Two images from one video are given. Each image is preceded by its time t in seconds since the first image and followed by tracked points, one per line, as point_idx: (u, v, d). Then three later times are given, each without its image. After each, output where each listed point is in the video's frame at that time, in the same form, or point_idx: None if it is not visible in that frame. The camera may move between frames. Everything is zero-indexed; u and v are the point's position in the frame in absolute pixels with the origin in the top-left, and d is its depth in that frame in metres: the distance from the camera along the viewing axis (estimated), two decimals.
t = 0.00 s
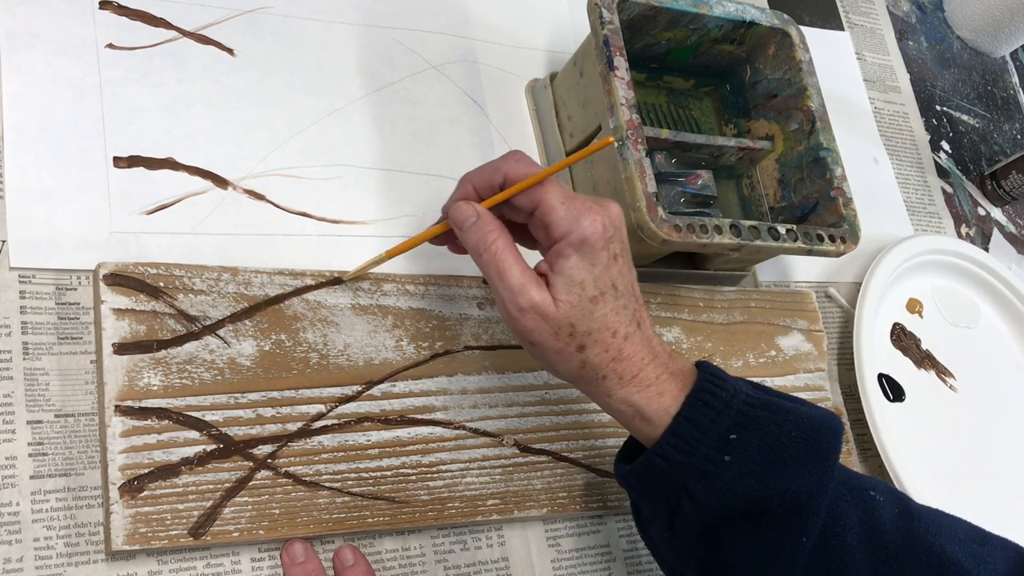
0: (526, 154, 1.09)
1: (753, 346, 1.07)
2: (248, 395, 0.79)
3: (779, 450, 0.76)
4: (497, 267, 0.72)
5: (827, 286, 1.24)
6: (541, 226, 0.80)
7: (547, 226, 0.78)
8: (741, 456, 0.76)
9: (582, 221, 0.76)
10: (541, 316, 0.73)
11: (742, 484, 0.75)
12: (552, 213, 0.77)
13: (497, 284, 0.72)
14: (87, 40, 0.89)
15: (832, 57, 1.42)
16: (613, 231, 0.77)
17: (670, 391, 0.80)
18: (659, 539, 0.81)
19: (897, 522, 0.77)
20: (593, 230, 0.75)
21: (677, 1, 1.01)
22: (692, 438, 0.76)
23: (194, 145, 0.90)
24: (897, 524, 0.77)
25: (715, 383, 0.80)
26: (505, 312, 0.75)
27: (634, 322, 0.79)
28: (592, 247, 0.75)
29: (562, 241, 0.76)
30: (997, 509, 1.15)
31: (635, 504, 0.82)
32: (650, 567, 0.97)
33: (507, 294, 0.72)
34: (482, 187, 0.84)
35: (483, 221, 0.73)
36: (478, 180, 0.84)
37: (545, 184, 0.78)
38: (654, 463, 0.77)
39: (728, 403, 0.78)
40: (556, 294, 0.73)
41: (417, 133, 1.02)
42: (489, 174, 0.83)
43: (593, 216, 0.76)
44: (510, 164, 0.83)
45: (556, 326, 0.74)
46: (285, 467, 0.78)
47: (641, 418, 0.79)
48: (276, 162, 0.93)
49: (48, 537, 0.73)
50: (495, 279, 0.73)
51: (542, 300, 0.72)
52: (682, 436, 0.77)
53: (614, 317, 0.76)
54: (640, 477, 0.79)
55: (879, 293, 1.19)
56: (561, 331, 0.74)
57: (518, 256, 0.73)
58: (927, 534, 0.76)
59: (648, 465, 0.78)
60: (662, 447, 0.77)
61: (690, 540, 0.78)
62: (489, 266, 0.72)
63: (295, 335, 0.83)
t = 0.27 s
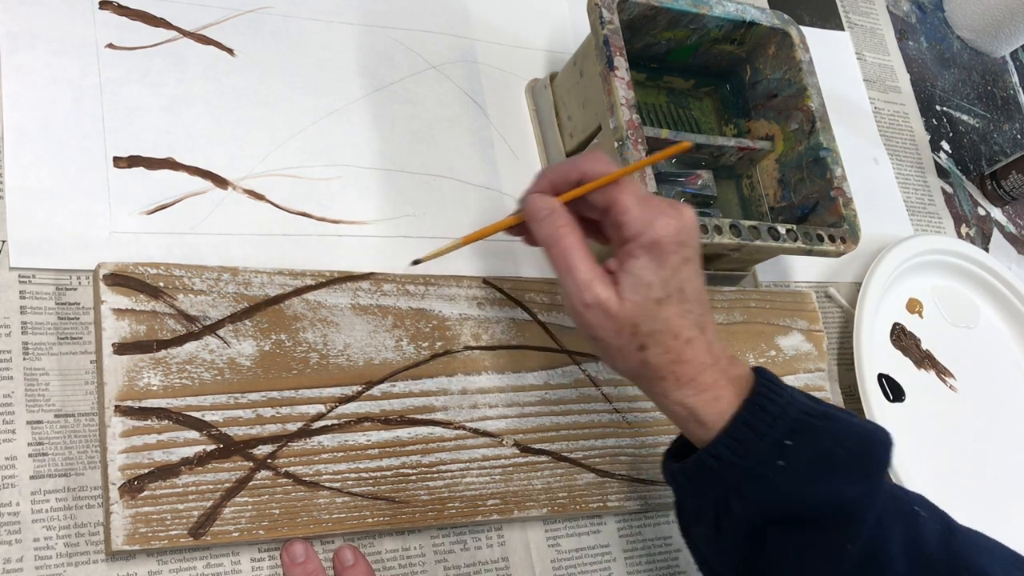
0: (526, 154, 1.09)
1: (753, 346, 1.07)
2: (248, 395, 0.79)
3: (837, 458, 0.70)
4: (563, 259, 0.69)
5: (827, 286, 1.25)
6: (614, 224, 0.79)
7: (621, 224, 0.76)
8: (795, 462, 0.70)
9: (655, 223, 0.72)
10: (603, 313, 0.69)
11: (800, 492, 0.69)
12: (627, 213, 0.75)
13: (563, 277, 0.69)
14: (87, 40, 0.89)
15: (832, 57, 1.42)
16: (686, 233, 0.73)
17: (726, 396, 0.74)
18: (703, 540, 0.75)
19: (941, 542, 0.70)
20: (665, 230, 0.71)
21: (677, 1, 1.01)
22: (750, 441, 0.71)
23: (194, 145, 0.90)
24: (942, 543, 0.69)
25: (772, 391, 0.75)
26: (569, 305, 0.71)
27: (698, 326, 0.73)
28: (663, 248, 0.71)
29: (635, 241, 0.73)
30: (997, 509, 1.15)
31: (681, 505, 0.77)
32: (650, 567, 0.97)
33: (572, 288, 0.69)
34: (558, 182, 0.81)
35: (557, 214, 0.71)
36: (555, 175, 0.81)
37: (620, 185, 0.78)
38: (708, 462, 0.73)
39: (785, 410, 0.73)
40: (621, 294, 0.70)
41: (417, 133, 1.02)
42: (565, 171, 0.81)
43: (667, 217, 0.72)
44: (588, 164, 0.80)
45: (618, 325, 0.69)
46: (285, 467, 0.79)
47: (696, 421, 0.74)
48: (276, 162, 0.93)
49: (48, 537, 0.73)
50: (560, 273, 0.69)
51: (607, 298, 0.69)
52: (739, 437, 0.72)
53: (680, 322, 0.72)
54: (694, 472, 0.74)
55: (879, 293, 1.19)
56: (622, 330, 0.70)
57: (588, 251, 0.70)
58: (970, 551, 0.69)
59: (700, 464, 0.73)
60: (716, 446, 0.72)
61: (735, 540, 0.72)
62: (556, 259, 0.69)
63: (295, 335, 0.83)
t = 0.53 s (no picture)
0: (526, 153, 1.09)
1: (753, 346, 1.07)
2: (248, 395, 0.79)
3: (901, 515, 0.81)
4: (651, 315, 0.80)
5: (827, 286, 1.25)
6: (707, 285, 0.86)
7: (716, 285, 0.84)
8: (863, 515, 0.81)
9: (754, 284, 0.81)
10: (686, 363, 0.81)
11: (855, 542, 0.80)
12: (722, 274, 0.83)
13: (649, 329, 0.80)
14: (87, 40, 0.89)
15: (832, 57, 1.42)
16: (779, 296, 0.83)
17: (797, 452, 0.86)
18: None
19: None
20: (763, 295, 0.81)
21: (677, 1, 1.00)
22: (817, 490, 0.83)
23: (194, 145, 0.90)
24: None
25: (840, 446, 0.86)
26: (651, 355, 0.83)
27: (778, 385, 0.86)
28: (756, 310, 0.81)
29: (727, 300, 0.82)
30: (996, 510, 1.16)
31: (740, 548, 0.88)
32: (650, 567, 0.97)
33: (656, 339, 0.80)
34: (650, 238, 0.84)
35: (639, 266, 0.79)
36: (650, 232, 0.84)
37: (719, 249, 0.83)
38: (776, 511, 0.84)
39: (853, 465, 0.84)
40: (705, 347, 0.81)
41: (417, 133, 1.02)
42: (659, 231, 0.84)
43: (766, 283, 0.82)
44: (690, 222, 0.84)
45: (700, 375, 0.82)
46: (285, 467, 0.78)
47: (765, 474, 0.86)
48: (276, 162, 0.93)
49: (48, 537, 0.73)
50: (647, 324, 0.80)
51: (688, 348, 0.80)
52: (807, 488, 0.83)
53: (757, 375, 0.84)
54: (754, 521, 0.85)
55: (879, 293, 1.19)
56: (705, 380, 0.82)
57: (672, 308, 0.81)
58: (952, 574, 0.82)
59: (768, 513, 0.84)
60: (786, 498, 0.83)
61: None
62: (644, 309, 0.80)
63: (295, 335, 0.83)
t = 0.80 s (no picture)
0: (526, 154, 1.09)
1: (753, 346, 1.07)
2: (248, 395, 0.79)
3: (885, 513, 0.81)
4: (640, 315, 0.79)
5: (827, 286, 1.25)
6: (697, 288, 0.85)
7: (705, 288, 0.83)
8: (846, 514, 0.81)
9: (743, 286, 0.81)
10: (673, 364, 0.80)
11: (839, 541, 0.80)
12: (711, 277, 0.82)
13: (637, 330, 0.79)
14: (87, 40, 0.89)
15: (832, 57, 1.42)
16: (768, 299, 0.83)
17: (781, 453, 0.86)
18: None
19: None
20: (752, 297, 0.81)
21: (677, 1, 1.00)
22: (801, 490, 0.83)
23: (194, 145, 0.90)
24: None
25: (826, 447, 0.86)
26: (640, 356, 0.82)
27: (764, 387, 0.86)
28: (745, 313, 0.81)
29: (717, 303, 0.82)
30: (996, 510, 1.16)
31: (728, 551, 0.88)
32: (650, 567, 0.97)
33: (644, 340, 0.80)
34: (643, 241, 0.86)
35: (630, 267, 0.79)
36: (642, 234, 0.85)
37: (710, 252, 0.83)
38: (760, 511, 0.84)
39: (836, 464, 0.84)
40: (694, 349, 0.80)
41: (418, 133, 1.02)
42: (650, 234, 0.85)
43: (755, 286, 0.81)
44: (681, 226, 0.85)
45: (688, 377, 0.81)
46: (285, 467, 0.78)
47: (749, 473, 0.85)
48: (276, 162, 0.93)
49: (48, 537, 0.73)
50: (636, 325, 0.80)
51: (676, 350, 0.79)
52: (791, 488, 0.83)
53: (744, 378, 0.83)
54: (740, 523, 0.85)
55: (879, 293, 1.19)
56: (692, 382, 0.81)
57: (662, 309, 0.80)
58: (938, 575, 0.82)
59: (753, 514, 0.84)
60: (770, 498, 0.83)
61: None
62: (633, 310, 0.79)
63: (295, 335, 0.83)
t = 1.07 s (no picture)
0: (526, 154, 1.09)
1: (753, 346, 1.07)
2: (248, 395, 0.79)
3: (881, 509, 0.81)
4: (635, 317, 0.79)
5: (827, 286, 1.25)
6: (692, 287, 0.85)
7: (698, 288, 0.83)
8: (842, 511, 0.81)
9: (736, 285, 0.80)
10: (669, 366, 0.80)
11: (835, 537, 0.80)
12: (705, 276, 0.83)
13: (632, 331, 0.79)
14: (87, 40, 0.89)
15: (832, 57, 1.42)
16: (761, 297, 0.82)
17: (776, 450, 0.86)
18: None
19: None
20: (744, 297, 0.80)
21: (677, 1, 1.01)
22: (797, 487, 0.83)
23: (194, 145, 0.90)
24: None
25: (821, 444, 0.86)
26: (635, 358, 0.82)
27: (759, 385, 0.85)
28: (738, 312, 0.80)
29: (711, 302, 0.81)
30: (997, 509, 1.15)
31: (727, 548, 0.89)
32: (650, 567, 0.97)
33: (640, 342, 0.79)
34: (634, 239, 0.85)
35: (625, 269, 0.79)
36: (634, 234, 0.85)
37: (702, 252, 0.84)
38: (756, 508, 0.84)
39: (833, 461, 0.84)
40: (688, 349, 0.80)
41: (418, 133, 1.02)
42: (642, 234, 0.84)
43: (747, 285, 0.81)
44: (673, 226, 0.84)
45: (683, 378, 0.81)
46: (285, 467, 0.78)
47: (746, 471, 0.86)
48: (276, 162, 0.93)
49: (48, 537, 0.73)
50: (631, 327, 0.79)
51: (671, 351, 0.79)
52: (787, 485, 0.83)
53: (740, 377, 0.83)
54: (737, 519, 0.85)
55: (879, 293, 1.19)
56: (687, 383, 0.81)
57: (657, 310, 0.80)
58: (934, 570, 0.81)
59: (749, 510, 0.84)
60: (766, 494, 0.83)
61: None
62: (627, 313, 0.79)
63: (295, 335, 0.83)
